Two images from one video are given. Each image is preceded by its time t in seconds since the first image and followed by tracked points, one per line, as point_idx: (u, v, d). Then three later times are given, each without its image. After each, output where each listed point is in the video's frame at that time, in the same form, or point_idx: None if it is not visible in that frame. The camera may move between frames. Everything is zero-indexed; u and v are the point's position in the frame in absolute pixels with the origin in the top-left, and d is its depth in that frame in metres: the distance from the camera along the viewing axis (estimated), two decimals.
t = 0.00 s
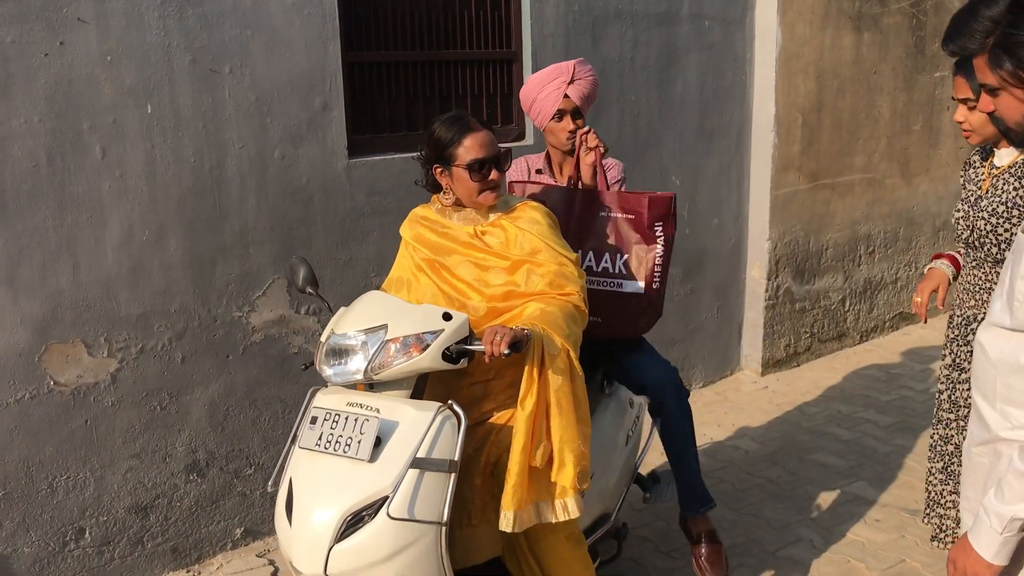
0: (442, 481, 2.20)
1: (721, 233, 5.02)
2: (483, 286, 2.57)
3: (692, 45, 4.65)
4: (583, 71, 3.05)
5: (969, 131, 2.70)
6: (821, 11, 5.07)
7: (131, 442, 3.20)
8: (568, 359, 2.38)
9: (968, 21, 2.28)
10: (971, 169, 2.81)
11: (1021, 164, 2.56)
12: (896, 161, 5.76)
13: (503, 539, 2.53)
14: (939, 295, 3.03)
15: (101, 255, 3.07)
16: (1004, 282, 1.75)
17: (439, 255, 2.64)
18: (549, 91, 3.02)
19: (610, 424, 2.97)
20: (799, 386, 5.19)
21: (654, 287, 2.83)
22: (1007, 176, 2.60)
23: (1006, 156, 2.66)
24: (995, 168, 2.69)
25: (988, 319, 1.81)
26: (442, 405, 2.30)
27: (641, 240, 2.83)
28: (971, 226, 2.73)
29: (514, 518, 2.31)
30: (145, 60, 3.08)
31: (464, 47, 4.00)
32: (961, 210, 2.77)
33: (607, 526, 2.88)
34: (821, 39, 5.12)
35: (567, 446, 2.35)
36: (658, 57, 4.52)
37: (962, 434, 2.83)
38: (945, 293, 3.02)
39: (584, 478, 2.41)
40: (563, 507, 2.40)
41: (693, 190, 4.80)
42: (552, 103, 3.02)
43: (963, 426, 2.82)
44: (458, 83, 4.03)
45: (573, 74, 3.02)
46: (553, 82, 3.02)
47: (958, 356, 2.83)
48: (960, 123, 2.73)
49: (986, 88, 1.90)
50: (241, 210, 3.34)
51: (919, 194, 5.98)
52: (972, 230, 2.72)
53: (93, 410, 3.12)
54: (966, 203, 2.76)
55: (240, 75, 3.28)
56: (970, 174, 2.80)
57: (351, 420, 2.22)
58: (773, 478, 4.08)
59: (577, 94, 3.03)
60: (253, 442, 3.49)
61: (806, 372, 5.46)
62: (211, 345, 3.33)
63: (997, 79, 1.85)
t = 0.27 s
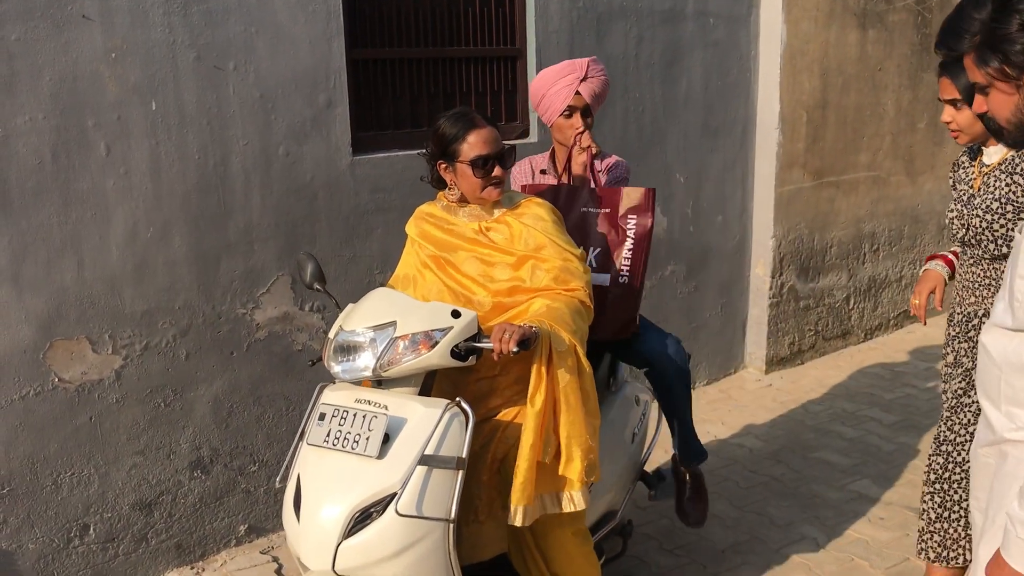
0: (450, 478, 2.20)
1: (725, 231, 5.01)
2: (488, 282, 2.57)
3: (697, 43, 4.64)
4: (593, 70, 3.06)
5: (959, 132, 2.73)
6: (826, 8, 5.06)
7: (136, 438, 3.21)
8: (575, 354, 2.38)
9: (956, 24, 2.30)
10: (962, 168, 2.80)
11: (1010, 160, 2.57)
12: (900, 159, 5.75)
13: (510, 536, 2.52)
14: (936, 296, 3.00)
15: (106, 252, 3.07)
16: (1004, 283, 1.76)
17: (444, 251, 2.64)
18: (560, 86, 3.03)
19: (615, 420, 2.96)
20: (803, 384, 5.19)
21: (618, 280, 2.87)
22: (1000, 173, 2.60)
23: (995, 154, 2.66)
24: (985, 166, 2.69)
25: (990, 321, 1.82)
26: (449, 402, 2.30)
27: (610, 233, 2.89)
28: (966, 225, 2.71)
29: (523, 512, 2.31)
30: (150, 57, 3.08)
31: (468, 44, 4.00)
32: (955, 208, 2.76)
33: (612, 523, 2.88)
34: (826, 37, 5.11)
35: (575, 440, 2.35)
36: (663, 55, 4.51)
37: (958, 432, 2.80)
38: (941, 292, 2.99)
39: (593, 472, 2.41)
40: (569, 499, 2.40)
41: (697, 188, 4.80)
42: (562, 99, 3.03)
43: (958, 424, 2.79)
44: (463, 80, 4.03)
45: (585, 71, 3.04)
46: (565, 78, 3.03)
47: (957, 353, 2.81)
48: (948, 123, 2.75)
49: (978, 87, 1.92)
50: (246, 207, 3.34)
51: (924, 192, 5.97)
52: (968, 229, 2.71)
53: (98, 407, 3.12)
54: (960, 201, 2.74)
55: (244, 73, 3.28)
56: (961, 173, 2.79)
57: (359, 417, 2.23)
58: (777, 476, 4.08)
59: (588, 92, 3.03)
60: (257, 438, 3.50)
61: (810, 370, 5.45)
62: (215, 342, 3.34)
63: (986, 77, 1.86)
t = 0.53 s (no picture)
0: (453, 475, 2.21)
1: (728, 229, 5.01)
2: (494, 280, 2.57)
3: (700, 41, 4.64)
4: (579, 74, 3.00)
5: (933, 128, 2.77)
6: (830, 7, 5.06)
7: (139, 436, 3.21)
8: (579, 352, 2.39)
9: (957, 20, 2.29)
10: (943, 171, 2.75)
11: (981, 162, 2.48)
12: (904, 158, 5.75)
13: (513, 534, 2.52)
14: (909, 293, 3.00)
15: (110, 250, 3.07)
16: (1005, 283, 1.80)
17: (450, 249, 2.64)
18: (544, 91, 3.00)
19: (618, 418, 2.97)
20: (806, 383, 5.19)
21: (622, 304, 2.88)
22: (970, 175, 2.52)
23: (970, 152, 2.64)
24: (960, 167, 2.66)
25: (990, 323, 1.85)
26: (452, 399, 2.30)
27: (611, 259, 2.90)
28: (937, 227, 2.64)
29: (540, 512, 2.31)
30: (154, 55, 3.09)
31: (472, 42, 4.00)
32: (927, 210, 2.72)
33: (614, 521, 2.87)
34: (830, 36, 5.11)
35: (582, 439, 2.35)
36: (666, 53, 4.51)
37: (922, 429, 2.74)
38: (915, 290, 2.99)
39: (600, 470, 2.42)
40: (582, 498, 2.42)
41: (701, 187, 4.79)
42: (545, 104, 3.00)
43: (922, 421, 2.74)
44: (467, 78, 4.03)
45: (567, 75, 2.98)
46: (546, 84, 3.00)
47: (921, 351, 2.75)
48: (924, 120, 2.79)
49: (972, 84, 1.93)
50: (250, 205, 3.35)
51: (927, 191, 5.96)
52: (938, 230, 2.64)
53: (101, 404, 3.12)
54: (934, 202, 2.68)
55: (248, 71, 3.28)
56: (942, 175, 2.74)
57: (362, 414, 2.23)
58: (780, 474, 4.08)
59: (571, 97, 2.98)
60: (260, 436, 3.50)
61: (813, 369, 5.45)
62: (219, 339, 3.34)
63: (976, 74, 1.88)
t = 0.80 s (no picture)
0: (457, 474, 2.21)
1: (731, 228, 5.01)
2: (496, 277, 2.58)
3: (703, 40, 4.64)
4: (572, 79, 2.98)
5: (906, 128, 2.69)
6: (833, 6, 5.05)
7: (142, 435, 3.22)
8: (582, 350, 2.39)
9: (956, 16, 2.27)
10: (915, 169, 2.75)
11: (952, 161, 2.51)
12: (907, 157, 5.74)
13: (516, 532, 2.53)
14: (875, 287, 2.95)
15: (113, 249, 3.08)
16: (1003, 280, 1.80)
17: (452, 247, 2.64)
18: (536, 97, 3.01)
19: (621, 417, 2.98)
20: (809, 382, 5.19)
21: (624, 314, 2.88)
22: (938, 174, 2.53)
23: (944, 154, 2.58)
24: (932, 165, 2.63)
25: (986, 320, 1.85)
26: (456, 398, 2.31)
27: (615, 270, 2.90)
28: (906, 224, 2.65)
29: (540, 510, 2.31)
30: (157, 54, 3.09)
31: (475, 41, 4.00)
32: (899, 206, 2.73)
33: (617, 520, 2.87)
34: (833, 35, 5.10)
35: (584, 436, 2.35)
36: (669, 52, 4.51)
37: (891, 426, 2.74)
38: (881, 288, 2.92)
39: (603, 468, 2.41)
40: (584, 497, 2.41)
41: (703, 186, 4.79)
42: (536, 112, 3.02)
43: (891, 419, 2.74)
44: (469, 78, 4.03)
45: (558, 83, 2.97)
46: (538, 90, 3.01)
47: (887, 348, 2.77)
48: (898, 119, 2.70)
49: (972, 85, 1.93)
50: (252, 203, 3.35)
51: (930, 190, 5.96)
52: (906, 227, 2.64)
53: (104, 403, 3.13)
54: (904, 200, 2.69)
55: (251, 70, 3.28)
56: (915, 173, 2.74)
57: (366, 413, 2.23)
58: (782, 474, 4.07)
59: (560, 105, 2.96)
60: (262, 435, 3.51)
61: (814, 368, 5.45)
62: (221, 338, 3.35)
63: (974, 75, 1.88)
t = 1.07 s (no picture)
0: (463, 475, 2.21)
1: (733, 228, 5.01)
2: (501, 275, 2.58)
3: (705, 40, 4.64)
4: (596, 71, 2.99)
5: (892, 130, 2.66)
6: (835, 6, 5.05)
7: (144, 433, 3.22)
8: (588, 349, 2.38)
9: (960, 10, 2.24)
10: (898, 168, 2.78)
11: (941, 163, 2.53)
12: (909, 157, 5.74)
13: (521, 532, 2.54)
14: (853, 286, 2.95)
15: (115, 248, 3.08)
16: (995, 278, 1.80)
17: (458, 244, 2.65)
18: (559, 88, 3.00)
19: (622, 418, 2.98)
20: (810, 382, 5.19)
21: (616, 309, 2.91)
22: (927, 175, 2.56)
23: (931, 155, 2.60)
24: (918, 166, 2.65)
25: (978, 317, 1.86)
26: (463, 399, 2.31)
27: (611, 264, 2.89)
28: (893, 226, 2.66)
29: (542, 509, 2.32)
30: (159, 53, 3.09)
31: (477, 41, 4.00)
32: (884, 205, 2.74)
33: (621, 520, 2.88)
34: (835, 35, 5.10)
35: (590, 436, 2.35)
36: (671, 52, 4.51)
37: (886, 431, 2.73)
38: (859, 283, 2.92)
39: (608, 468, 2.42)
40: (587, 495, 2.42)
41: (705, 186, 4.79)
42: (559, 101, 3.00)
43: (889, 424, 2.72)
44: (471, 77, 4.03)
45: (585, 72, 2.98)
46: (563, 80, 3.00)
47: (879, 352, 2.75)
48: (885, 120, 2.67)
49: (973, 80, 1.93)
50: (255, 202, 3.35)
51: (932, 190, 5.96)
52: (893, 229, 2.66)
53: (106, 402, 3.13)
54: (891, 201, 2.70)
55: (254, 69, 3.29)
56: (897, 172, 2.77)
57: (373, 413, 2.23)
58: (784, 474, 4.07)
59: (587, 94, 2.98)
60: (264, 433, 3.51)
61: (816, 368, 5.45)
62: (224, 337, 3.35)
63: (977, 71, 1.88)
